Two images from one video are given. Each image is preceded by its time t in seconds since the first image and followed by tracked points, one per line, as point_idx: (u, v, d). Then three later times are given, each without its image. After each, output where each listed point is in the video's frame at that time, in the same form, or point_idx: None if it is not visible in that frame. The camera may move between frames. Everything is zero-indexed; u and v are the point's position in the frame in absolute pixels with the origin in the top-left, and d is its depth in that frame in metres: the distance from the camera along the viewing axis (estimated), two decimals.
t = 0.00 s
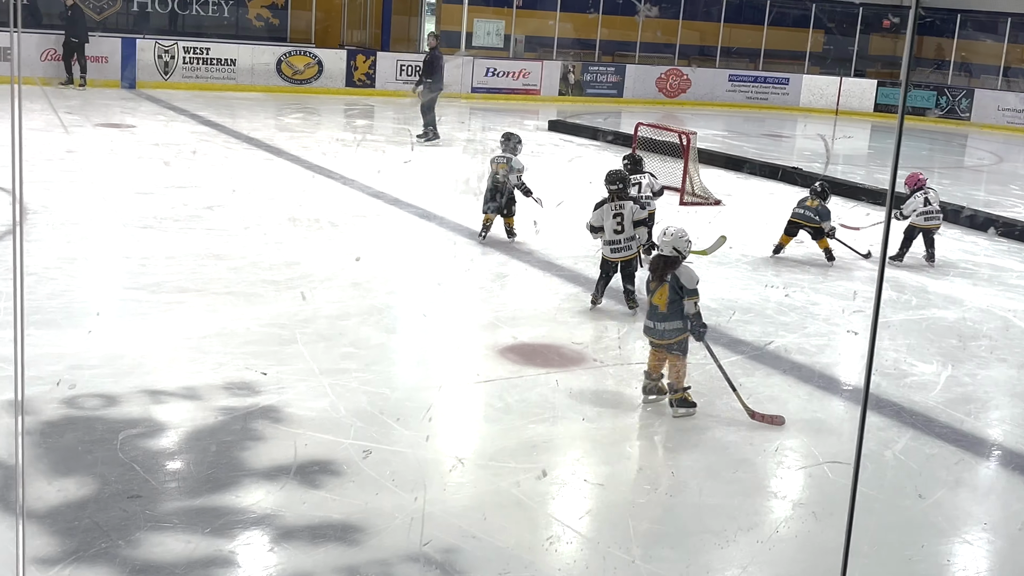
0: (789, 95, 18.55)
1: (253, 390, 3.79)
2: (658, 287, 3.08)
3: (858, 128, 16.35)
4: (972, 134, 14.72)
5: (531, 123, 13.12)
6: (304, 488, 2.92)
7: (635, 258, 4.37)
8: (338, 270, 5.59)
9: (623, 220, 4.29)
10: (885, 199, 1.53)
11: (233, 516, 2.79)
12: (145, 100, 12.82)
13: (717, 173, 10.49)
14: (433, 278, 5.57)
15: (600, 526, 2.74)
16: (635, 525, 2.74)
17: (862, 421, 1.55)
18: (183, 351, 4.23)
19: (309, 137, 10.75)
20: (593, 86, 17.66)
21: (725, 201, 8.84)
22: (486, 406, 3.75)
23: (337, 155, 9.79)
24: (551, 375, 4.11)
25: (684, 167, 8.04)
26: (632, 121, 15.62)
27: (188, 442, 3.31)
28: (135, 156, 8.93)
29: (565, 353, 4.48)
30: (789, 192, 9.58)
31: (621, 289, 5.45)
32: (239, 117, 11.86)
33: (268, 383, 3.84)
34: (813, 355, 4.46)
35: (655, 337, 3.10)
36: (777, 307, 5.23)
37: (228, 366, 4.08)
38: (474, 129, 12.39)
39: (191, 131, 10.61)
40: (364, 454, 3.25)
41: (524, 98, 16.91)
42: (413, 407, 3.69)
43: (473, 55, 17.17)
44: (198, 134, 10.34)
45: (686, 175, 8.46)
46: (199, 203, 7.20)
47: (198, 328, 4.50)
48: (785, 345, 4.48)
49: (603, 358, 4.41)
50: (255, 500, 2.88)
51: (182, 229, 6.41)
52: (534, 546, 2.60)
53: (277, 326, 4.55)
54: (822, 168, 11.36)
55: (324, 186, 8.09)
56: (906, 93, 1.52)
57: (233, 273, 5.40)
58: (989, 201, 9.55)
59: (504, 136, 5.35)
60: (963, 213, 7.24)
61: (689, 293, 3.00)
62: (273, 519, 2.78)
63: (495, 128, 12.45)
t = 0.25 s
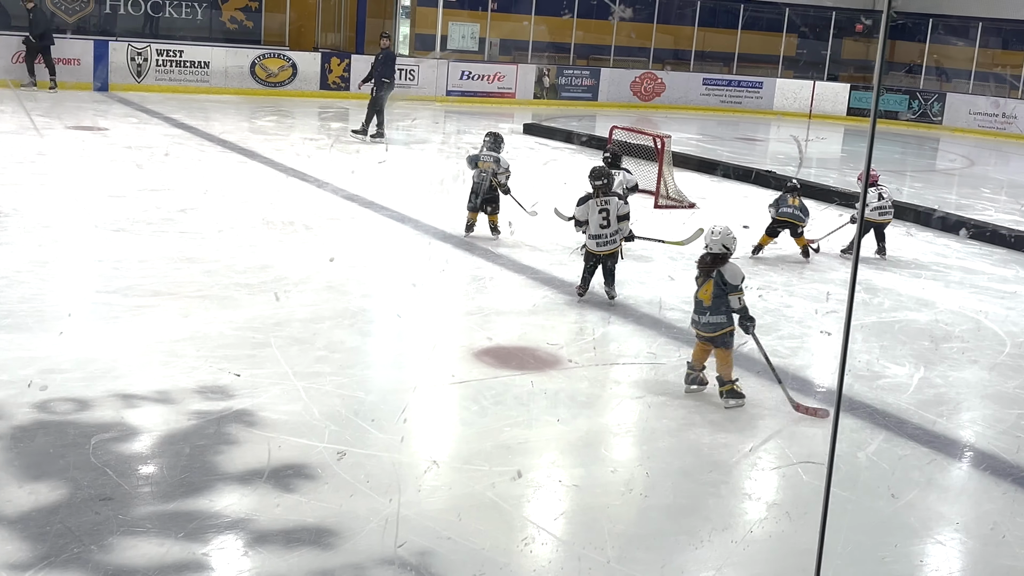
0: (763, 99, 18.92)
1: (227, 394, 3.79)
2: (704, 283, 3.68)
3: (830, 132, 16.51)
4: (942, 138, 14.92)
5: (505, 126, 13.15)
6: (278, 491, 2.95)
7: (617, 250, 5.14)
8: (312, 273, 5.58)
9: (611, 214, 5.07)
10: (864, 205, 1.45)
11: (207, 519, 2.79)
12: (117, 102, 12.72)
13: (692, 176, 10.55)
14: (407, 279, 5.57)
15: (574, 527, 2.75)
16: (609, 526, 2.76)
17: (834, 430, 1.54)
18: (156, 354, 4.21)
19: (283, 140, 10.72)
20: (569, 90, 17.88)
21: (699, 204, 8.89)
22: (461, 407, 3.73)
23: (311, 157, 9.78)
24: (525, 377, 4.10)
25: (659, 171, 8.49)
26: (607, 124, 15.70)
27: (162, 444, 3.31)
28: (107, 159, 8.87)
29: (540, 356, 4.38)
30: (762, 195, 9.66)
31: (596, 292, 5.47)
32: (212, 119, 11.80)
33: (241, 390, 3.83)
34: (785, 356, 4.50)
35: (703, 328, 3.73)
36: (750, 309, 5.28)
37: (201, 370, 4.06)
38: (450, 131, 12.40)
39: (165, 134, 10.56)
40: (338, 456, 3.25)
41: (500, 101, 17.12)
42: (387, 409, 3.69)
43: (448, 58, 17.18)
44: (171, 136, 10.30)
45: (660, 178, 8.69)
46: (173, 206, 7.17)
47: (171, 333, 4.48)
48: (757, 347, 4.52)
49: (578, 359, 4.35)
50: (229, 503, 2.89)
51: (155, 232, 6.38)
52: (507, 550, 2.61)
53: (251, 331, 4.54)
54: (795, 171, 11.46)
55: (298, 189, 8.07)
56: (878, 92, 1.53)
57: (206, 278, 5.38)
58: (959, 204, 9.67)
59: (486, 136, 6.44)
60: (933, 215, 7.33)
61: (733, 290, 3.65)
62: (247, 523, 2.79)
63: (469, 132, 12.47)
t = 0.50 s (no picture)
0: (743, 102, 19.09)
1: (209, 397, 3.77)
2: (755, 279, 3.81)
3: (811, 134, 16.61)
4: (922, 140, 15.04)
5: (488, 129, 13.17)
6: (260, 495, 2.93)
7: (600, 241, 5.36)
8: (295, 274, 5.56)
9: (594, 210, 5.23)
10: (844, 210, 1.42)
11: (189, 521, 2.77)
12: (97, 103, 12.64)
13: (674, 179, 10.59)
14: (390, 280, 5.56)
15: (558, 529, 2.75)
16: (592, 527, 2.76)
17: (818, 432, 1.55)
18: (137, 357, 4.18)
19: (265, 141, 10.68)
20: (550, 91, 17.81)
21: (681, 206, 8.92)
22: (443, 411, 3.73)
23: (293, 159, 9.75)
24: (508, 378, 4.10)
25: (642, 172, 8.57)
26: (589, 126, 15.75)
27: (144, 447, 3.30)
28: (87, 160, 8.81)
29: (523, 358, 4.37)
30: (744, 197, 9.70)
31: (580, 294, 5.48)
32: (193, 121, 11.74)
33: (224, 392, 3.80)
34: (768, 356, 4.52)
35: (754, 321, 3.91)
36: (733, 311, 5.29)
37: (182, 373, 4.03)
38: (432, 134, 12.39)
39: (146, 135, 10.50)
40: (321, 458, 3.25)
41: (482, 103, 17.11)
42: (369, 411, 3.68)
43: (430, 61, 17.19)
44: (152, 138, 10.24)
45: (643, 180, 8.73)
46: (154, 208, 7.13)
47: (152, 335, 4.46)
48: (740, 348, 4.54)
49: (560, 361, 4.34)
50: (211, 506, 2.87)
51: (136, 234, 6.34)
52: (491, 552, 2.60)
53: (233, 333, 4.51)
54: (776, 173, 11.52)
55: (280, 191, 8.04)
56: (861, 95, 1.52)
57: (188, 279, 5.35)
58: (939, 206, 9.74)
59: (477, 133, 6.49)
60: (914, 217, 7.38)
61: (780, 284, 3.75)
62: (228, 525, 2.77)
63: (452, 134, 12.46)
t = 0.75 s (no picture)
0: (728, 104, 19.08)
1: (194, 400, 3.75)
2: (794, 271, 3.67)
3: (795, 135, 16.67)
4: (906, 141, 15.11)
5: (473, 131, 13.17)
6: (245, 498, 2.92)
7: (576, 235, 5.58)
8: (280, 276, 5.55)
9: (572, 202, 5.49)
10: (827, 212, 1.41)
11: (174, 525, 2.76)
12: (80, 106, 12.57)
13: (659, 180, 10.62)
14: (375, 283, 5.55)
15: (544, 531, 2.75)
16: (579, 528, 2.76)
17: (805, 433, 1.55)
18: (122, 360, 4.15)
19: (249, 143, 10.64)
20: (535, 94, 17.94)
21: (667, 208, 8.94)
22: (428, 411, 3.73)
23: (278, 162, 9.74)
24: (494, 380, 4.10)
25: (627, 175, 8.54)
26: (574, 127, 15.78)
27: (128, 449, 3.28)
28: (70, 162, 8.75)
29: (509, 360, 4.36)
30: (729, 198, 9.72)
31: (566, 296, 5.48)
32: (177, 123, 11.67)
33: (209, 395, 3.80)
34: (754, 357, 4.53)
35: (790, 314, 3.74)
36: (718, 312, 5.31)
37: (167, 375, 4.02)
38: (417, 136, 12.37)
39: (129, 137, 10.46)
40: (306, 459, 3.24)
41: (467, 105, 17.11)
42: (355, 413, 3.67)
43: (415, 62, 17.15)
44: (136, 140, 10.19)
45: (628, 182, 8.74)
46: (139, 210, 7.10)
47: (137, 338, 4.44)
48: (724, 350, 4.56)
49: (547, 363, 4.34)
50: (196, 508, 2.86)
51: (120, 236, 6.31)
52: (479, 554, 2.60)
53: (219, 336, 4.51)
54: (761, 174, 11.56)
55: (265, 193, 8.03)
56: (844, 98, 1.53)
57: (173, 282, 5.33)
58: (923, 207, 9.80)
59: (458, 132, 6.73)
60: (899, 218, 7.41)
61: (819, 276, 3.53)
62: (213, 528, 2.76)
63: (437, 136, 12.44)
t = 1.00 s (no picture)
0: (712, 106, 19.16)
1: (177, 404, 3.73)
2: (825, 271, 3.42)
3: (778, 137, 16.74)
4: (888, 142, 15.20)
5: (457, 134, 13.17)
6: (230, 503, 2.90)
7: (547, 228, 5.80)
8: (263, 279, 5.53)
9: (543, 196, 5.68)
10: (810, 212, 1.40)
11: (158, 530, 2.74)
12: (62, 109, 12.49)
13: (643, 182, 10.65)
14: (360, 285, 5.53)
15: (530, 532, 2.75)
16: (565, 530, 2.76)
17: (789, 434, 1.55)
18: (105, 364, 4.13)
19: (232, 146, 10.60)
20: (519, 97, 17.96)
21: (651, 210, 8.96)
22: (412, 414, 3.72)
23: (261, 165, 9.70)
24: (479, 383, 4.09)
25: (611, 177, 8.56)
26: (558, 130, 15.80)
27: (111, 454, 3.26)
28: (52, 166, 8.69)
29: (494, 363, 4.36)
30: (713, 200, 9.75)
31: (550, 298, 5.48)
32: (160, 126, 11.61)
33: (193, 399, 3.78)
34: (737, 359, 4.54)
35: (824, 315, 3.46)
36: (702, 314, 5.33)
37: (150, 379, 4.00)
38: (401, 138, 12.35)
39: (112, 140, 10.40)
40: (291, 463, 3.23)
41: (451, 107, 17.10)
42: (339, 417, 3.65)
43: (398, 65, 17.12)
44: (119, 144, 10.14)
45: (612, 184, 8.75)
46: (122, 214, 7.06)
47: (120, 341, 4.42)
48: (708, 352, 4.57)
49: (531, 365, 4.34)
50: (181, 513, 2.84)
51: (103, 240, 6.28)
52: (464, 557, 2.60)
53: (202, 339, 4.49)
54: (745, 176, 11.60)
55: (249, 196, 8.00)
56: (826, 98, 1.52)
57: (156, 285, 5.31)
58: (905, 207, 9.85)
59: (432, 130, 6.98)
60: (881, 219, 7.45)
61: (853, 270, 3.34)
62: (197, 532, 2.74)
63: (421, 139, 12.43)
